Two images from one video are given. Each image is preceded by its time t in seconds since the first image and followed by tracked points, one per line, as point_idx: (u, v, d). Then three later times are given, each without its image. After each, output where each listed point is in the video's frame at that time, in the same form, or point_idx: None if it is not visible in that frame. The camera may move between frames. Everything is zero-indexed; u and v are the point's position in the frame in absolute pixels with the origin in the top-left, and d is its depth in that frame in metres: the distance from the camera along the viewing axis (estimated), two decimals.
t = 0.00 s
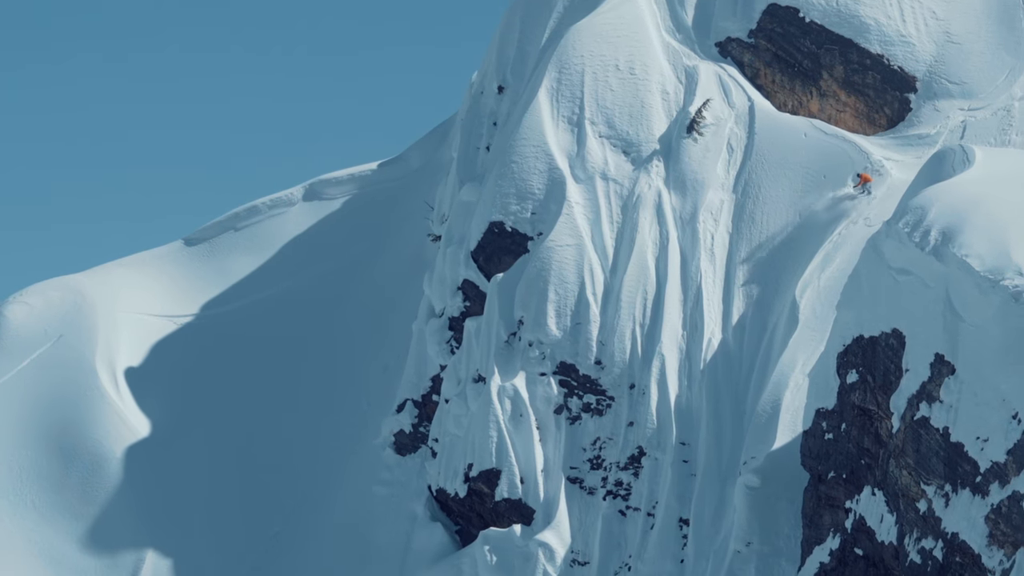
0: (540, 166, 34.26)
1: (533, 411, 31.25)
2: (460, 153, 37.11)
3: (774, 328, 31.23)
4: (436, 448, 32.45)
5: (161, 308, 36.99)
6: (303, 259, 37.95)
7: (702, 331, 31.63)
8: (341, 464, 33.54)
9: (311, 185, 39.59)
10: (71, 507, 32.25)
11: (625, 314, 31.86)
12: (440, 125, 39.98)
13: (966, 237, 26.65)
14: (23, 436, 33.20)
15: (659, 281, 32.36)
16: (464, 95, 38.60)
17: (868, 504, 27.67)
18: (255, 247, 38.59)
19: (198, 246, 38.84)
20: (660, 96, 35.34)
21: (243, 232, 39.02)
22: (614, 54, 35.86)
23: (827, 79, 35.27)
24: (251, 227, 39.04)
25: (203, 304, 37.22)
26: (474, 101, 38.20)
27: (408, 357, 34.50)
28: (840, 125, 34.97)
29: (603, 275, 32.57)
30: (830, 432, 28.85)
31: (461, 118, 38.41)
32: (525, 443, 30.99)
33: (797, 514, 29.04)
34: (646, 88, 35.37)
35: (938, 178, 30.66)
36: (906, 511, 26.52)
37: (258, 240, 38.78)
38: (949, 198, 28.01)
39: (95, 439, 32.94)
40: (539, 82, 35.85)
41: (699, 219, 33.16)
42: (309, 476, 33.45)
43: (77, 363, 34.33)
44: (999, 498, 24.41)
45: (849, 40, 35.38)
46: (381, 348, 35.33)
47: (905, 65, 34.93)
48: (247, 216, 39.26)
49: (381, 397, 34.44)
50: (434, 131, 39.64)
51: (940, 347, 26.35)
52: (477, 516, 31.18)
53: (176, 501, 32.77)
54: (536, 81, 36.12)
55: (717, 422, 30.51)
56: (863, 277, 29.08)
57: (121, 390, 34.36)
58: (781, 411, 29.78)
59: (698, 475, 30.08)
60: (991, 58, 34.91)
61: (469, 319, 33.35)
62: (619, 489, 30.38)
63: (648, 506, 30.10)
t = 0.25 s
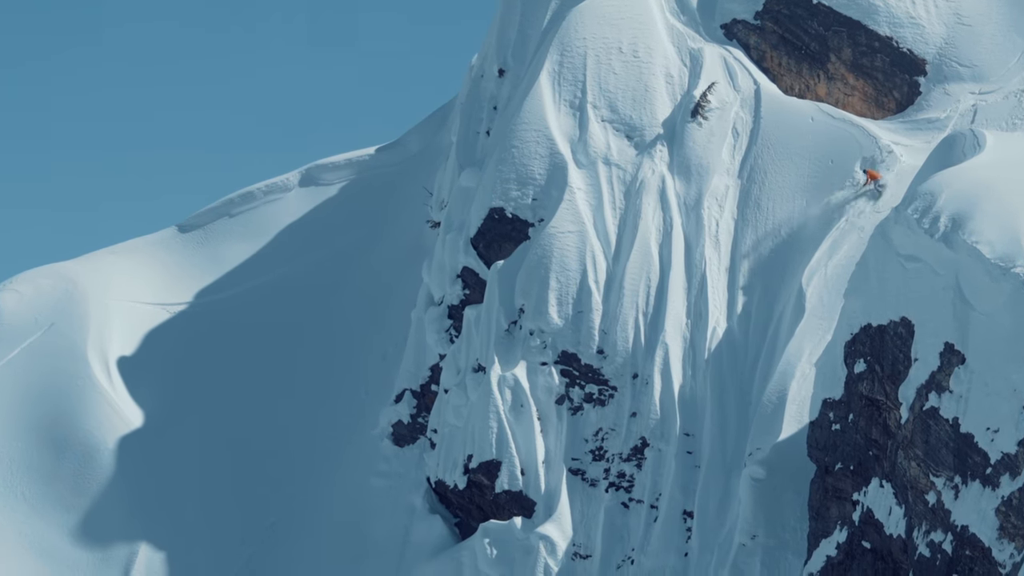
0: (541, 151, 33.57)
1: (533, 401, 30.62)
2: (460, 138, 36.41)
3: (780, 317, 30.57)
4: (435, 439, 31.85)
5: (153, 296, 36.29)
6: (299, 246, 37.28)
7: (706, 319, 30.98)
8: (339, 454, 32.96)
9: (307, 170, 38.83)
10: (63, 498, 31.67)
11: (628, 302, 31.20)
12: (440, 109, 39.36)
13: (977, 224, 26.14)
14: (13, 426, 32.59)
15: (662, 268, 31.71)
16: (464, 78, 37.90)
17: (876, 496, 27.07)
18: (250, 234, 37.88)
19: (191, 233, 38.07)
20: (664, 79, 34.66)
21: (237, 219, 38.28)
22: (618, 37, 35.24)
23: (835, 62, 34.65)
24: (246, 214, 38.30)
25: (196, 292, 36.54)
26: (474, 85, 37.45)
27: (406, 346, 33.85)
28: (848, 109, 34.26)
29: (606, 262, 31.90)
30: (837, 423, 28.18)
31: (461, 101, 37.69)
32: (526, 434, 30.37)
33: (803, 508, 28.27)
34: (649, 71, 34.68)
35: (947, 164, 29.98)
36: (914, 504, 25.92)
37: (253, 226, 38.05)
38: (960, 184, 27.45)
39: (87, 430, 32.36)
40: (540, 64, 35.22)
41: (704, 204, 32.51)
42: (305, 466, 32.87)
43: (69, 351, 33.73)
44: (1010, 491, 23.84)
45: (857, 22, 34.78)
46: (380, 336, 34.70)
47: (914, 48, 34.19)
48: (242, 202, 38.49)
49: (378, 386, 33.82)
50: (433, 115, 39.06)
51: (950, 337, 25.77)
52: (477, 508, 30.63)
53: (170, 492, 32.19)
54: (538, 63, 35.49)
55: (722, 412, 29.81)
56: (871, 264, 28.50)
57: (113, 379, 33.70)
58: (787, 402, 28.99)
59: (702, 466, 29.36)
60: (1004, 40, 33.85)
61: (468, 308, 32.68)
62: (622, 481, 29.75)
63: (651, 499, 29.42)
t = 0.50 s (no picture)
0: (543, 138, 32.57)
1: (535, 397, 29.62)
2: (459, 124, 35.40)
3: (790, 310, 29.54)
4: (433, 436, 30.89)
5: (140, 288, 35.32)
6: (292, 236, 36.26)
7: (713, 312, 29.95)
8: (333, 452, 32.02)
9: (301, 159, 37.82)
10: (48, 497, 30.71)
11: (632, 294, 30.19)
12: (439, 95, 38.40)
13: (994, 214, 25.30)
14: None
15: (668, 259, 30.69)
16: (464, 62, 36.87)
17: (889, 495, 25.94)
18: (242, 224, 36.91)
19: (181, 223, 37.11)
20: (670, 64, 33.65)
21: (228, 208, 37.28)
22: (621, 20, 34.23)
23: (846, 47, 33.59)
24: (238, 203, 37.31)
25: (186, 284, 35.56)
26: (473, 69, 36.45)
27: (404, 339, 32.84)
28: (860, 94, 33.20)
29: (610, 254, 30.90)
30: (848, 418, 27.15)
31: (460, 86, 36.55)
32: (527, 430, 29.37)
33: (814, 508, 27.17)
34: (655, 55, 33.69)
35: (963, 152, 28.91)
36: (928, 503, 24.87)
37: (245, 216, 37.08)
38: (976, 171, 26.57)
39: (73, 426, 31.39)
40: (542, 48, 34.18)
41: (711, 193, 31.50)
42: (299, 464, 31.92)
43: (55, 345, 32.72)
44: None
45: (870, 7, 33.77)
46: (376, 329, 33.73)
47: (928, 32, 33.17)
48: (234, 191, 37.49)
49: (374, 381, 32.84)
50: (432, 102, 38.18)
51: (965, 329, 24.84)
52: (477, 507, 29.64)
53: (159, 490, 31.24)
54: (539, 47, 34.47)
55: (730, 408, 28.79)
56: (884, 254, 27.59)
57: (100, 374, 32.70)
58: (797, 396, 27.92)
59: (709, 464, 28.36)
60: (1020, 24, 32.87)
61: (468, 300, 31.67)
62: (626, 479, 28.74)
63: (656, 497, 28.41)
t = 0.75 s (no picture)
0: (544, 120, 31.97)
1: (536, 384, 29.06)
2: (458, 107, 34.86)
3: (796, 296, 28.96)
4: (432, 424, 30.39)
5: (134, 274, 34.83)
6: (289, 221, 35.88)
7: (718, 298, 29.40)
8: (330, 440, 31.49)
9: (298, 141, 37.66)
10: (39, 486, 30.19)
11: (635, 280, 29.61)
12: (439, 78, 37.91)
13: (1004, 196, 24.43)
14: None
15: (671, 243, 30.10)
16: (464, 44, 36.29)
17: (897, 484, 25.20)
18: (238, 208, 36.60)
19: (175, 206, 36.76)
20: (674, 46, 33.08)
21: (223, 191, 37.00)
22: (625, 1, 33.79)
23: (853, 28, 32.95)
24: (233, 186, 37.06)
25: (181, 270, 35.09)
26: (473, 50, 35.83)
27: (402, 325, 32.29)
28: (868, 75, 32.59)
29: (612, 239, 30.31)
30: (856, 406, 26.41)
31: (460, 68, 35.96)
32: (528, 418, 28.82)
33: (821, 497, 26.56)
34: (658, 37, 33.13)
35: (971, 134, 28.28)
36: (937, 492, 24.01)
37: (241, 199, 36.79)
38: (986, 154, 25.92)
39: (65, 414, 30.88)
40: (544, 29, 33.72)
41: (716, 176, 30.93)
42: (295, 453, 31.38)
43: (47, 331, 32.21)
44: None
45: None
46: (373, 316, 33.19)
47: (938, 12, 32.62)
48: (229, 174, 37.26)
49: (371, 367, 32.35)
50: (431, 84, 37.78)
51: (974, 315, 23.93)
52: (477, 497, 29.10)
53: (153, 479, 30.71)
54: (540, 28, 33.95)
55: (734, 396, 28.22)
56: (891, 240, 26.84)
57: (92, 361, 32.20)
58: (803, 384, 27.39)
59: (713, 453, 27.78)
60: None
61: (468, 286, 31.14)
62: (629, 468, 28.19)
63: (659, 487, 27.87)
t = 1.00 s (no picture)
0: (544, 102, 31.60)
1: (536, 368, 28.73)
2: (457, 88, 34.46)
3: (799, 280, 28.62)
4: (431, 409, 30.09)
5: (130, 257, 34.50)
6: (286, 203, 35.51)
7: (720, 282, 29.06)
8: (328, 425, 31.16)
9: (296, 122, 37.37)
10: (33, 471, 29.88)
11: (637, 263, 29.26)
12: (438, 59, 37.54)
13: (1009, 178, 23.98)
14: None
15: (673, 226, 29.74)
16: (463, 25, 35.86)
17: (901, 470, 24.85)
18: (234, 190, 36.26)
19: (171, 189, 36.47)
20: (676, 26, 32.64)
21: (219, 173, 36.70)
22: None
23: (857, 9, 32.73)
24: (230, 168, 36.79)
25: (177, 253, 34.73)
26: (473, 31, 35.41)
27: (401, 309, 31.94)
28: (872, 56, 32.32)
29: (613, 222, 29.95)
30: (859, 391, 26.07)
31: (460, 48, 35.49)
32: (528, 403, 28.51)
33: (825, 482, 26.26)
34: (660, 17, 32.71)
35: (977, 116, 27.89)
36: (942, 478, 23.64)
37: (237, 182, 36.46)
38: (991, 137, 25.41)
39: (59, 399, 30.55)
40: (544, 9, 33.32)
41: (718, 157, 30.56)
42: (292, 438, 31.06)
43: (41, 315, 31.88)
44: None
45: None
46: (371, 300, 32.85)
47: None
48: (225, 156, 36.99)
49: (369, 351, 32.00)
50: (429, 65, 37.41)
51: (979, 299, 23.48)
52: (476, 482, 28.83)
53: (148, 465, 30.40)
54: (541, 9, 33.51)
55: (737, 381, 27.88)
56: (896, 223, 26.45)
57: (88, 346, 31.84)
58: (806, 368, 27.02)
59: (715, 438, 27.45)
60: None
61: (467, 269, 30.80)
62: (630, 453, 27.88)
63: (660, 472, 27.55)
